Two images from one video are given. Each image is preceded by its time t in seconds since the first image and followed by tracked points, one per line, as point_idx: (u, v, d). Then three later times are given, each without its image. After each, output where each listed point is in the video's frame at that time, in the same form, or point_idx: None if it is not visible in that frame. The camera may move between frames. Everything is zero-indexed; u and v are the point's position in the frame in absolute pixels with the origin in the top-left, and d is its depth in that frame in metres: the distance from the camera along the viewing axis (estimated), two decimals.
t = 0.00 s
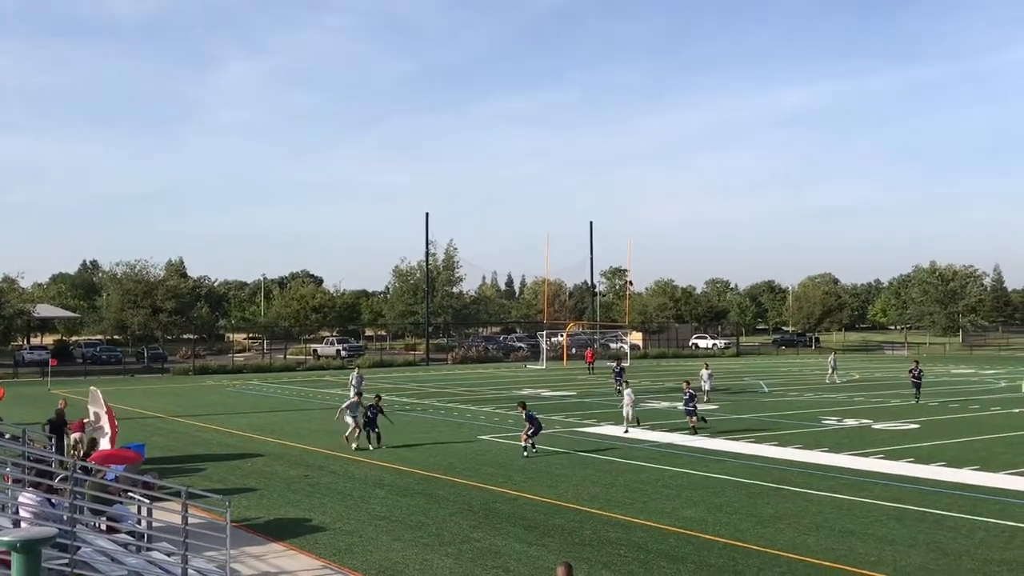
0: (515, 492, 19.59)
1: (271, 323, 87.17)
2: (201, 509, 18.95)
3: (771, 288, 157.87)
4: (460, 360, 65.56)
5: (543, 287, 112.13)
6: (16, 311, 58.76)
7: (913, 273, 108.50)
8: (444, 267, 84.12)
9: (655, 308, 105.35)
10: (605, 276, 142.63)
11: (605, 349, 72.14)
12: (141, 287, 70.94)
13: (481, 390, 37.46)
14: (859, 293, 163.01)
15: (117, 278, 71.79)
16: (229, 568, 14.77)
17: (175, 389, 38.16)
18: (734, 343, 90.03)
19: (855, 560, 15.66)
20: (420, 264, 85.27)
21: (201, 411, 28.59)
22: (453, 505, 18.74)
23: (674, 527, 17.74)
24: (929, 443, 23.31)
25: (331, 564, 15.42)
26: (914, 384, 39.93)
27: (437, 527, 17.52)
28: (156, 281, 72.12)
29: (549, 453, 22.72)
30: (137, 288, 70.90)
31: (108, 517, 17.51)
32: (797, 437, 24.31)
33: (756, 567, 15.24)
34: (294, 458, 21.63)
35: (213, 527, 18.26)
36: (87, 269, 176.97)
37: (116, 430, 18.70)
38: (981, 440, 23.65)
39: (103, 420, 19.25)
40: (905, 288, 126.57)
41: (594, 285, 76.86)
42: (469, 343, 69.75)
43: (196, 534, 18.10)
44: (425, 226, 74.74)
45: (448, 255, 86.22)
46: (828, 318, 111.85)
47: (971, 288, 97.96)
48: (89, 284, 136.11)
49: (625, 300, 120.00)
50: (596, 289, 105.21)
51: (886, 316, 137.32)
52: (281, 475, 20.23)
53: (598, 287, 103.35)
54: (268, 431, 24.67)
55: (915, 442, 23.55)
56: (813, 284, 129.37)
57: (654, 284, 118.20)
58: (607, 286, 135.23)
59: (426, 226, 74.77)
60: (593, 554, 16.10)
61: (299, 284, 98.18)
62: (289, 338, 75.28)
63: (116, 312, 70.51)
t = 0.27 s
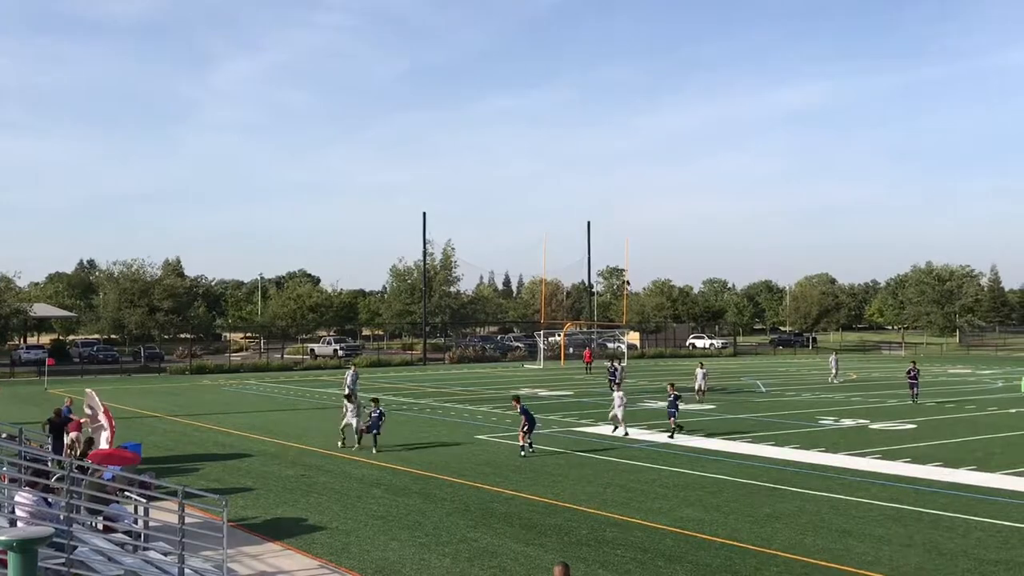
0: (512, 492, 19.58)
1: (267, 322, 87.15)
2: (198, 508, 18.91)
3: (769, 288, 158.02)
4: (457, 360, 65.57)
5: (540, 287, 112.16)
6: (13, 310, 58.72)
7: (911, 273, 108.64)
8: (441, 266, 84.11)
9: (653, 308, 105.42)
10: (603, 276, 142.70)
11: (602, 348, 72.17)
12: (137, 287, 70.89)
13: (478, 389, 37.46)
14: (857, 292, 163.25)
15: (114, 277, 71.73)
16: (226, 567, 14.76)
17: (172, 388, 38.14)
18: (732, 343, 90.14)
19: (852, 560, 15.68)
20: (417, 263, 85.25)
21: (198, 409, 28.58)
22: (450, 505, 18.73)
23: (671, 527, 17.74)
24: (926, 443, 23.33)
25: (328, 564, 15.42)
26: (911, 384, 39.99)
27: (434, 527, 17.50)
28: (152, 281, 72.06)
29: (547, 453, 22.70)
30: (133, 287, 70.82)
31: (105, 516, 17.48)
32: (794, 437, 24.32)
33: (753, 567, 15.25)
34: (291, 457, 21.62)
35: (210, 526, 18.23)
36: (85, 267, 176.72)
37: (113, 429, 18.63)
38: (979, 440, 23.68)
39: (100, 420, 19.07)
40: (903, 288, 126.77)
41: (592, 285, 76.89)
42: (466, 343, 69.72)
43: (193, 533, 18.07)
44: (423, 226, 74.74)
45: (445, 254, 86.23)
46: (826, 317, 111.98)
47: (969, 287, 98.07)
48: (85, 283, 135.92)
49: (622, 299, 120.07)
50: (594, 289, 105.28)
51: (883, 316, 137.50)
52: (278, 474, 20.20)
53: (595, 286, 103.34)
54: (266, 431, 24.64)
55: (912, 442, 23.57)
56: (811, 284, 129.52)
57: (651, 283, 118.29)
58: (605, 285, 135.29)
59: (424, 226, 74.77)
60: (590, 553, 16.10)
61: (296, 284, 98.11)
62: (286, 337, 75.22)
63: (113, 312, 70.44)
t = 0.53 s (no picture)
0: (513, 491, 19.57)
1: (268, 321, 87.20)
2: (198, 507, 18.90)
3: (772, 287, 157.89)
4: (458, 360, 65.60)
5: (541, 286, 112.15)
6: (14, 308, 58.83)
7: (914, 273, 108.54)
8: (443, 266, 84.11)
9: (654, 308, 105.43)
10: (605, 275, 142.65)
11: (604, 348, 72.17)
12: (139, 286, 71.01)
13: (480, 389, 37.48)
14: (860, 293, 163.14)
15: (116, 276, 71.73)
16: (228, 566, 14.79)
17: (172, 387, 38.16)
18: (735, 343, 90.09)
19: (853, 560, 15.69)
20: (418, 263, 85.28)
21: (198, 408, 28.60)
22: (451, 505, 18.73)
23: (672, 527, 17.75)
24: (927, 444, 23.32)
25: (329, 563, 15.43)
26: (914, 385, 39.96)
27: (435, 526, 17.52)
28: (153, 280, 72.14)
29: (548, 453, 22.69)
30: (135, 286, 70.94)
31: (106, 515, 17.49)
32: (795, 437, 24.32)
33: (754, 567, 15.27)
34: (291, 456, 21.62)
35: (211, 525, 18.24)
36: (85, 265, 176.67)
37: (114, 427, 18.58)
38: (980, 441, 23.67)
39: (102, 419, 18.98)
40: (906, 288, 126.70)
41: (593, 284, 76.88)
42: (467, 343, 69.73)
43: (193, 532, 18.09)
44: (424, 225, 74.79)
45: (446, 253, 86.26)
46: (826, 318, 111.93)
47: (969, 288, 98.04)
48: (84, 281, 135.87)
49: (624, 299, 120.08)
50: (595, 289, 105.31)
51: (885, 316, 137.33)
52: (279, 473, 20.20)
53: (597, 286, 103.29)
54: (267, 429, 24.67)
55: (913, 442, 23.57)
56: (814, 284, 129.46)
57: (652, 283, 118.21)
58: (607, 285, 135.29)
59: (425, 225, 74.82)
60: (591, 553, 16.11)
61: (296, 283, 98.20)
62: (287, 337, 75.18)
63: (115, 310, 70.47)
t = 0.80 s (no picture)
0: (517, 496, 19.03)
1: (265, 321, 86.73)
2: (193, 512, 18.37)
3: (782, 288, 156.96)
4: (460, 361, 64.98)
5: (545, 286, 111.59)
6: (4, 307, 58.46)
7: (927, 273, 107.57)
8: (444, 265, 83.59)
9: (661, 308, 104.67)
10: (611, 275, 141.91)
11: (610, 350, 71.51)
12: (133, 284, 70.56)
13: (482, 391, 36.96)
14: (872, 293, 162.04)
15: (109, 275, 71.33)
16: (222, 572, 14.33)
17: (169, 388, 37.72)
18: (742, 344, 89.30)
19: (867, 568, 15.16)
20: (419, 262, 84.77)
21: (193, 411, 28.13)
22: (453, 510, 18.23)
23: (680, 534, 17.25)
24: (942, 449, 22.73)
25: (328, 569, 14.95)
26: (927, 388, 39.28)
27: (436, 532, 17.03)
28: (148, 278, 71.72)
29: (553, 457, 22.15)
30: (129, 284, 70.54)
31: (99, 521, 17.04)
32: (805, 442, 23.77)
33: None
34: (290, 460, 21.15)
35: (207, 530, 17.78)
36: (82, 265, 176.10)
37: (107, 428, 18.08)
38: (997, 446, 23.05)
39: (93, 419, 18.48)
40: (920, 290, 125.65)
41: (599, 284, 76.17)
42: (469, 343, 69.17)
43: (189, 537, 17.62)
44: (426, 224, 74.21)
45: (448, 252, 85.69)
46: (840, 318, 111.04)
47: (987, 288, 96.94)
48: (80, 280, 135.19)
49: (629, 299, 119.36)
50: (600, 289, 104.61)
51: (899, 317, 136.25)
52: (276, 477, 19.71)
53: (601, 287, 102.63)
54: (263, 432, 24.18)
55: (928, 447, 22.97)
56: (825, 284, 128.49)
57: (659, 283, 117.50)
58: (613, 285, 134.61)
59: (427, 225, 74.25)
60: (597, 560, 15.62)
61: (295, 282, 97.76)
62: (285, 337, 74.70)
63: (107, 309, 70.18)
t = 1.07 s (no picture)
0: (519, 502, 18.48)
1: (261, 321, 86.17)
2: (186, 517, 17.85)
3: (792, 287, 155.95)
4: (461, 363, 64.38)
5: (549, 285, 110.96)
6: None
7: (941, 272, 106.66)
8: (444, 264, 82.94)
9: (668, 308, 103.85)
10: (616, 275, 141.14)
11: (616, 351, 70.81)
12: (122, 284, 70.23)
13: (484, 393, 36.37)
14: (883, 292, 161.02)
15: (98, 272, 70.68)
16: None
17: (165, 390, 37.21)
18: (750, 344, 88.48)
19: None
20: (419, 261, 84.18)
21: (188, 414, 27.59)
22: (453, 516, 17.68)
23: (687, 541, 16.69)
24: (957, 454, 22.13)
25: None
26: (941, 392, 38.59)
27: (436, 539, 16.48)
28: (139, 277, 71.22)
29: (556, 462, 21.58)
30: (119, 284, 70.22)
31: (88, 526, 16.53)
32: (815, 446, 23.16)
33: None
34: (285, 464, 20.61)
35: (199, 536, 17.24)
36: (77, 263, 175.56)
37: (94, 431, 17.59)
38: (1014, 451, 22.43)
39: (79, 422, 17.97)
40: (934, 289, 124.63)
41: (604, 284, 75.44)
42: (470, 344, 68.52)
43: (180, 543, 17.08)
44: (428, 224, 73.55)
45: (449, 251, 85.05)
46: (852, 318, 110.14)
47: (1003, 288, 96.00)
48: (71, 279, 134.31)
49: (634, 299, 118.58)
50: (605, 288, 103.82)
51: (912, 317, 135.23)
52: (271, 482, 19.16)
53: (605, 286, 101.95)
54: (259, 436, 23.63)
55: (942, 452, 22.37)
56: (835, 284, 127.57)
57: (665, 283, 116.73)
58: (618, 285, 133.88)
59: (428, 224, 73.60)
60: (601, 568, 15.06)
61: (293, 282, 97.21)
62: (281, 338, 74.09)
63: (96, 310, 69.84)
